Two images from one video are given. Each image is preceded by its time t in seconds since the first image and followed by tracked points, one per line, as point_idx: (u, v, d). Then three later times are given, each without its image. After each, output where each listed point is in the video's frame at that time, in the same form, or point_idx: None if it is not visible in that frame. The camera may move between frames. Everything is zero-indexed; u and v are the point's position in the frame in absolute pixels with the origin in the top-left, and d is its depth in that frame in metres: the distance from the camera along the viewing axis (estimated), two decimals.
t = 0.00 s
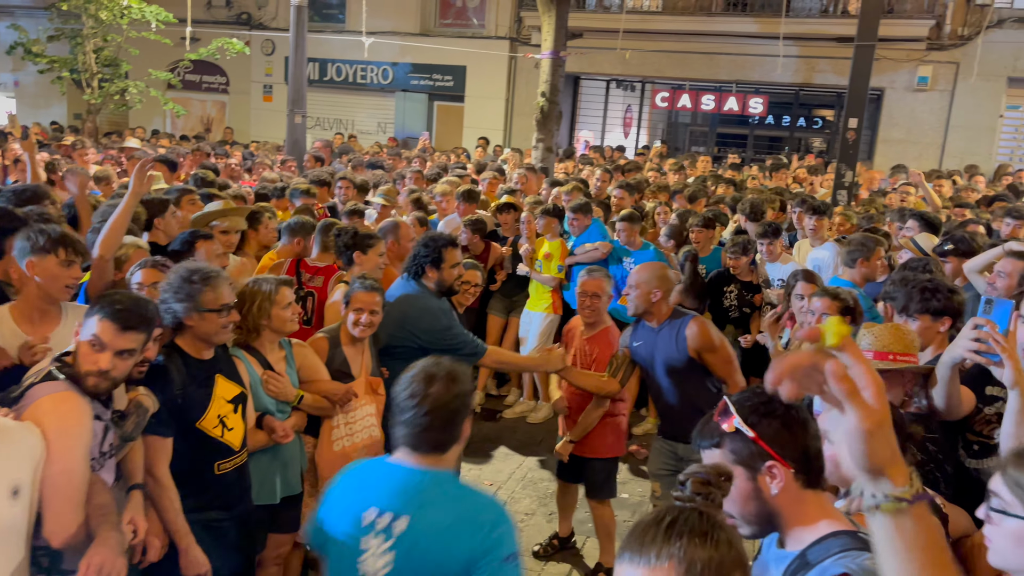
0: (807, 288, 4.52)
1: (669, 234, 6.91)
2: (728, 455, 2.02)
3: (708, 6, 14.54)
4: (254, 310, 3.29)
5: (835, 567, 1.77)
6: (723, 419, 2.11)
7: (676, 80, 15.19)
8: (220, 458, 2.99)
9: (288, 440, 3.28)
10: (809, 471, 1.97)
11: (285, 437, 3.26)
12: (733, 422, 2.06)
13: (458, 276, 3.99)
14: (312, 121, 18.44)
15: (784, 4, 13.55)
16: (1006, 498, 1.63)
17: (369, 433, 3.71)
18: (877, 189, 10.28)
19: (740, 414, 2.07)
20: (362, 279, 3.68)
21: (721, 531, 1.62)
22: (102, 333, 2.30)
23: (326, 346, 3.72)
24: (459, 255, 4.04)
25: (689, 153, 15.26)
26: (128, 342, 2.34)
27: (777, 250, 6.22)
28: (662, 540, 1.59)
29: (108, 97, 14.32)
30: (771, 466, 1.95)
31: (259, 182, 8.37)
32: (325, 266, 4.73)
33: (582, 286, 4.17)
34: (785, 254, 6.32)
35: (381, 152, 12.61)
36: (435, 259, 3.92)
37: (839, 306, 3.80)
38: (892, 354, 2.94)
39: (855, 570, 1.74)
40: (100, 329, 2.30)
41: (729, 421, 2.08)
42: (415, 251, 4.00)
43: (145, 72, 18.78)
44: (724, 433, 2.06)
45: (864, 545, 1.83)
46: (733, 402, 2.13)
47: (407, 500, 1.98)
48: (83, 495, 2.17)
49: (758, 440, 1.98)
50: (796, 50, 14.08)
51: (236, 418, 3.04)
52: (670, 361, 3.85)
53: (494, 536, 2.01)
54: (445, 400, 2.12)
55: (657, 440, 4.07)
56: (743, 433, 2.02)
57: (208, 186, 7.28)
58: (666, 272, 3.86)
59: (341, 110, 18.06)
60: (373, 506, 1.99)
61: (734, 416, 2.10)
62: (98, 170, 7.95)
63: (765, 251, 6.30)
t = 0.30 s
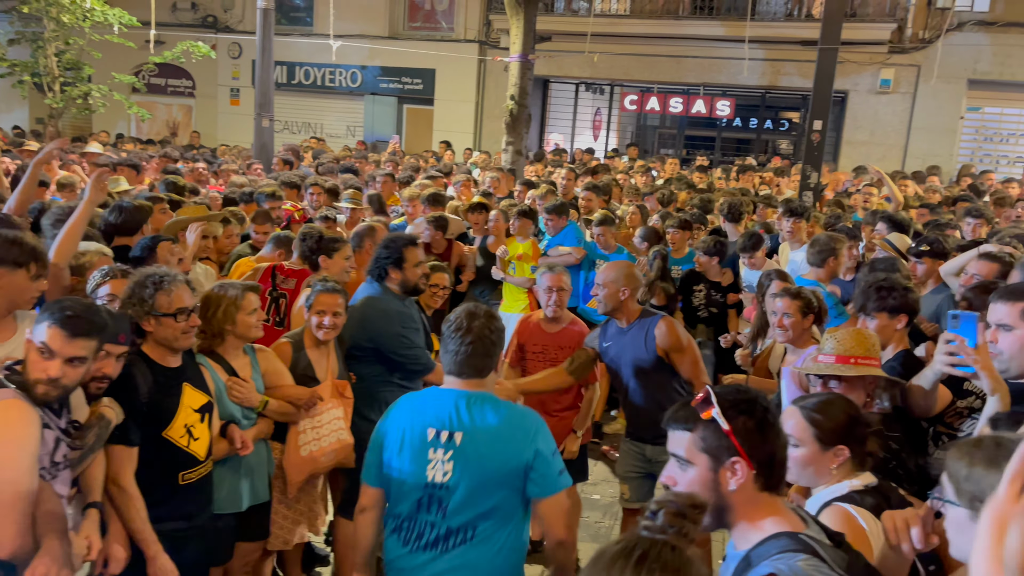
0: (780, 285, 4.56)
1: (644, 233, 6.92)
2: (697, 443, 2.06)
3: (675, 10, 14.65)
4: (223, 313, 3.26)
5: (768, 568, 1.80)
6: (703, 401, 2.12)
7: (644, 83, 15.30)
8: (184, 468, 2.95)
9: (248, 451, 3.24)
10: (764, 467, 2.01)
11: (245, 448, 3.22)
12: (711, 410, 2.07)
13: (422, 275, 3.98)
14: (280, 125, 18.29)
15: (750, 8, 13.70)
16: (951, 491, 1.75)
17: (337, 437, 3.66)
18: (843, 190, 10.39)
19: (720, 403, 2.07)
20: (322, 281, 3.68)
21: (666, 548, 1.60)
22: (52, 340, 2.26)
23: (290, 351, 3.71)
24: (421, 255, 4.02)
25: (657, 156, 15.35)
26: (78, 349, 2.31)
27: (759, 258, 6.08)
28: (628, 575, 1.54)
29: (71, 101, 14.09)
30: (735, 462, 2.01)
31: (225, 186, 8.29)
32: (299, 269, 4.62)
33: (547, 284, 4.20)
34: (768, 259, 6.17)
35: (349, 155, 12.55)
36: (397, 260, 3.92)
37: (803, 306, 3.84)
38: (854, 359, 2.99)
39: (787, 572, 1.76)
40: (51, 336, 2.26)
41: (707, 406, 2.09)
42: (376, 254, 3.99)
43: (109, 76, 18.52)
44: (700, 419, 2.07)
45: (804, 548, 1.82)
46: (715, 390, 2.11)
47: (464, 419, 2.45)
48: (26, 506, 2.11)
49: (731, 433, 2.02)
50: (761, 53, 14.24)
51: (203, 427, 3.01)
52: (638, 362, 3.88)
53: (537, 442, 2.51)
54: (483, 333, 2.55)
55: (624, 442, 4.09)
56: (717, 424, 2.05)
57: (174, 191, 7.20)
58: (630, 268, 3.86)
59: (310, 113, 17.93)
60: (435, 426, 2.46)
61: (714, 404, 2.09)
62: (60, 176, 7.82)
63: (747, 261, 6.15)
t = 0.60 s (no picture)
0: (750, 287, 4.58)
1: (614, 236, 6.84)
2: (640, 430, 2.10)
3: (642, 13, 14.75)
4: (189, 319, 3.22)
5: (716, 569, 1.80)
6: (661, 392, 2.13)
7: (613, 86, 15.40)
8: (147, 479, 2.90)
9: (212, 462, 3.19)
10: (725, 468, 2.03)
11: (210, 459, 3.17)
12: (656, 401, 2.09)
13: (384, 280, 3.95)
14: (247, 129, 18.12)
15: (715, 11, 13.82)
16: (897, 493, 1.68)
17: (303, 444, 3.62)
18: (810, 190, 10.52)
19: (665, 396, 2.06)
20: (287, 287, 3.66)
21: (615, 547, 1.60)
22: (9, 344, 2.22)
23: (252, 358, 3.66)
24: (386, 260, 3.96)
25: (627, 159, 15.41)
26: (38, 353, 2.27)
27: (729, 260, 6.06)
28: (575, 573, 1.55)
29: (32, 106, 13.83)
30: (657, 456, 2.02)
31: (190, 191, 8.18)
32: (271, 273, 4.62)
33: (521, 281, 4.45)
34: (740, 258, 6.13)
35: (317, 159, 12.46)
36: (355, 262, 3.90)
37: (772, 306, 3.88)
38: (822, 352, 3.04)
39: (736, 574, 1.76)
40: (7, 339, 2.22)
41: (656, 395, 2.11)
42: (342, 257, 3.96)
43: (71, 80, 18.22)
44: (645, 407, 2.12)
45: (757, 550, 1.80)
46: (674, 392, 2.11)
47: (474, 387, 2.82)
48: None
49: (665, 425, 2.01)
50: (727, 56, 14.39)
51: (167, 437, 2.95)
52: (618, 363, 3.89)
53: (538, 406, 2.85)
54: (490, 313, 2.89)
55: (598, 444, 4.09)
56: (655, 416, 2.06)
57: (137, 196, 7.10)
58: (620, 268, 3.90)
59: (278, 117, 17.78)
60: (450, 393, 2.83)
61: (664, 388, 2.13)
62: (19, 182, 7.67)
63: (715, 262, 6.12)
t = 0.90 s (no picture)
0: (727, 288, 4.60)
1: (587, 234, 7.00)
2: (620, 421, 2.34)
3: (613, 16, 14.83)
4: (154, 328, 3.20)
5: (687, 553, 1.83)
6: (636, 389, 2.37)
7: (586, 89, 15.45)
8: (113, 491, 2.87)
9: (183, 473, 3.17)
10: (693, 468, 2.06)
11: (179, 471, 3.15)
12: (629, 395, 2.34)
13: (348, 287, 3.85)
14: (218, 135, 17.96)
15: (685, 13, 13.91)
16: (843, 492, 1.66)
17: (270, 453, 3.61)
18: (781, 190, 10.63)
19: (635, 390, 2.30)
20: (253, 294, 3.61)
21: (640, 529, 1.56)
22: None
23: (221, 366, 3.62)
24: (355, 265, 3.91)
25: (600, 161, 15.44)
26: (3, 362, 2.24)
27: (699, 260, 6.18)
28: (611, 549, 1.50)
29: None
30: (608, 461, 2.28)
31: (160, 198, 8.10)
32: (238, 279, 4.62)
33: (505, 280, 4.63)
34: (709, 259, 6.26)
35: (289, 165, 12.37)
36: (322, 267, 3.85)
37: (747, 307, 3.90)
38: (793, 343, 3.07)
39: (709, 552, 1.80)
40: None
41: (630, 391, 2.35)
42: (310, 262, 3.91)
43: (37, 87, 17.95)
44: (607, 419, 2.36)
45: (732, 535, 1.85)
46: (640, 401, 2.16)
47: (483, 366, 3.27)
48: None
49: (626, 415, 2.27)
50: (697, 58, 14.51)
51: (133, 449, 2.92)
52: (618, 369, 4.05)
53: (539, 382, 3.28)
54: (496, 300, 3.33)
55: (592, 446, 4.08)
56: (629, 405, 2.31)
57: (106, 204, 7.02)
58: (639, 275, 4.09)
59: (250, 123, 17.66)
60: (463, 372, 3.27)
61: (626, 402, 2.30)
62: None
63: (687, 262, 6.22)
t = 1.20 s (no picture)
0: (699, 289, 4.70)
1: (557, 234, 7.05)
2: (588, 428, 2.21)
3: (579, 19, 14.87)
4: (121, 342, 3.18)
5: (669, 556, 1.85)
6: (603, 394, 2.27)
7: (553, 92, 15.51)
8: (71, 505, 2.84)
9: (141, 488, 3.15)
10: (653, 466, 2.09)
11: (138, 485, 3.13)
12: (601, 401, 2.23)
13: (304, 289, 3.78)
14: (183, 141, 17.77)
15: (650, 16, 14.02)
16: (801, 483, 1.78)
17: (235, 464, 3.61)
18: (747, 191, 10.73)
19: (610, 394, 2.22)
20: (220, 303, 3.56)
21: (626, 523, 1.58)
22: None
23: (186, 377, 3.60)
24: (312, 268, 3.85)
25: (569, 164, 15.49)
26: None
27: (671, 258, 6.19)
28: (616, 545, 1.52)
29: None
30: (615, 451, 2.13)
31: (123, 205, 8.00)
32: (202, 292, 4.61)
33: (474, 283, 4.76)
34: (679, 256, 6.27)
35: (255, 170, 12.28)
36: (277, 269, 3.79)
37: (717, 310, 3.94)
38: (750, 342, 3.11)
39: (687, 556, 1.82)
40: None
41: (602, 396, 2.25)
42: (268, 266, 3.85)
43: None
44: (593, 407, 2.24)
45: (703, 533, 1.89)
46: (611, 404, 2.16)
47: (476, 338, 3.55)
48: None
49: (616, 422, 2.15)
50: (663, 61, 14.66)
51: (93, 463, 2.89)
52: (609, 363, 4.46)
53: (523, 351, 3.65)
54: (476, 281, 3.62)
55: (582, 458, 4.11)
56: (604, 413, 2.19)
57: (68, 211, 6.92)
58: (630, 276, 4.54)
59: (216, 129, 17.50)
60: (457, 345, 3.53)
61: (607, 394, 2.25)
62: None
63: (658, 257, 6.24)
